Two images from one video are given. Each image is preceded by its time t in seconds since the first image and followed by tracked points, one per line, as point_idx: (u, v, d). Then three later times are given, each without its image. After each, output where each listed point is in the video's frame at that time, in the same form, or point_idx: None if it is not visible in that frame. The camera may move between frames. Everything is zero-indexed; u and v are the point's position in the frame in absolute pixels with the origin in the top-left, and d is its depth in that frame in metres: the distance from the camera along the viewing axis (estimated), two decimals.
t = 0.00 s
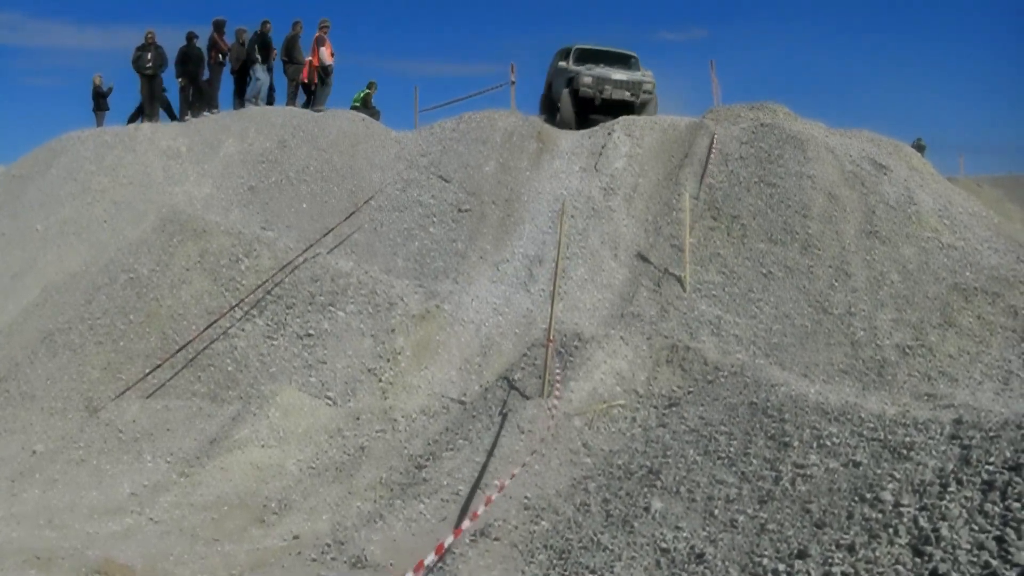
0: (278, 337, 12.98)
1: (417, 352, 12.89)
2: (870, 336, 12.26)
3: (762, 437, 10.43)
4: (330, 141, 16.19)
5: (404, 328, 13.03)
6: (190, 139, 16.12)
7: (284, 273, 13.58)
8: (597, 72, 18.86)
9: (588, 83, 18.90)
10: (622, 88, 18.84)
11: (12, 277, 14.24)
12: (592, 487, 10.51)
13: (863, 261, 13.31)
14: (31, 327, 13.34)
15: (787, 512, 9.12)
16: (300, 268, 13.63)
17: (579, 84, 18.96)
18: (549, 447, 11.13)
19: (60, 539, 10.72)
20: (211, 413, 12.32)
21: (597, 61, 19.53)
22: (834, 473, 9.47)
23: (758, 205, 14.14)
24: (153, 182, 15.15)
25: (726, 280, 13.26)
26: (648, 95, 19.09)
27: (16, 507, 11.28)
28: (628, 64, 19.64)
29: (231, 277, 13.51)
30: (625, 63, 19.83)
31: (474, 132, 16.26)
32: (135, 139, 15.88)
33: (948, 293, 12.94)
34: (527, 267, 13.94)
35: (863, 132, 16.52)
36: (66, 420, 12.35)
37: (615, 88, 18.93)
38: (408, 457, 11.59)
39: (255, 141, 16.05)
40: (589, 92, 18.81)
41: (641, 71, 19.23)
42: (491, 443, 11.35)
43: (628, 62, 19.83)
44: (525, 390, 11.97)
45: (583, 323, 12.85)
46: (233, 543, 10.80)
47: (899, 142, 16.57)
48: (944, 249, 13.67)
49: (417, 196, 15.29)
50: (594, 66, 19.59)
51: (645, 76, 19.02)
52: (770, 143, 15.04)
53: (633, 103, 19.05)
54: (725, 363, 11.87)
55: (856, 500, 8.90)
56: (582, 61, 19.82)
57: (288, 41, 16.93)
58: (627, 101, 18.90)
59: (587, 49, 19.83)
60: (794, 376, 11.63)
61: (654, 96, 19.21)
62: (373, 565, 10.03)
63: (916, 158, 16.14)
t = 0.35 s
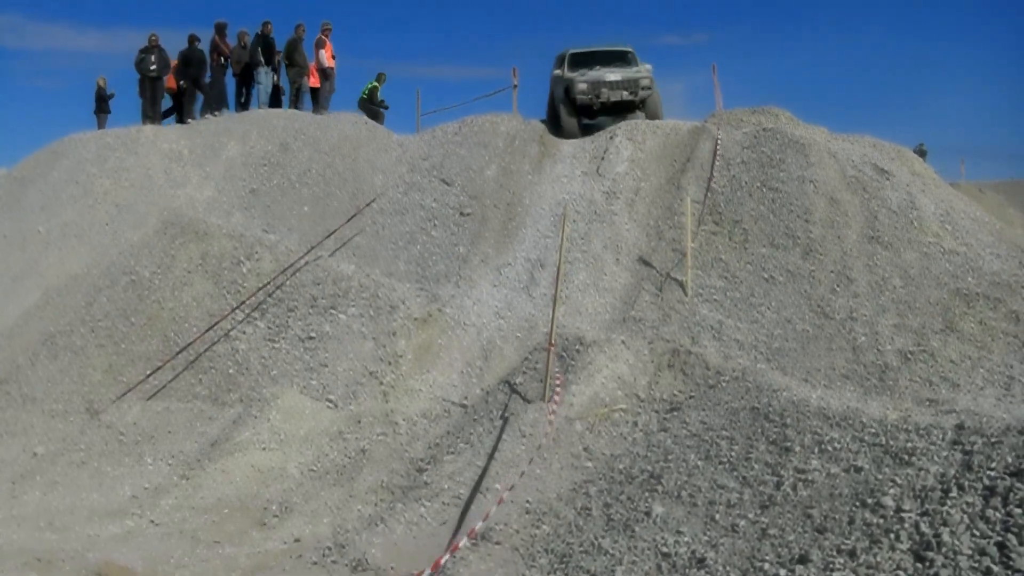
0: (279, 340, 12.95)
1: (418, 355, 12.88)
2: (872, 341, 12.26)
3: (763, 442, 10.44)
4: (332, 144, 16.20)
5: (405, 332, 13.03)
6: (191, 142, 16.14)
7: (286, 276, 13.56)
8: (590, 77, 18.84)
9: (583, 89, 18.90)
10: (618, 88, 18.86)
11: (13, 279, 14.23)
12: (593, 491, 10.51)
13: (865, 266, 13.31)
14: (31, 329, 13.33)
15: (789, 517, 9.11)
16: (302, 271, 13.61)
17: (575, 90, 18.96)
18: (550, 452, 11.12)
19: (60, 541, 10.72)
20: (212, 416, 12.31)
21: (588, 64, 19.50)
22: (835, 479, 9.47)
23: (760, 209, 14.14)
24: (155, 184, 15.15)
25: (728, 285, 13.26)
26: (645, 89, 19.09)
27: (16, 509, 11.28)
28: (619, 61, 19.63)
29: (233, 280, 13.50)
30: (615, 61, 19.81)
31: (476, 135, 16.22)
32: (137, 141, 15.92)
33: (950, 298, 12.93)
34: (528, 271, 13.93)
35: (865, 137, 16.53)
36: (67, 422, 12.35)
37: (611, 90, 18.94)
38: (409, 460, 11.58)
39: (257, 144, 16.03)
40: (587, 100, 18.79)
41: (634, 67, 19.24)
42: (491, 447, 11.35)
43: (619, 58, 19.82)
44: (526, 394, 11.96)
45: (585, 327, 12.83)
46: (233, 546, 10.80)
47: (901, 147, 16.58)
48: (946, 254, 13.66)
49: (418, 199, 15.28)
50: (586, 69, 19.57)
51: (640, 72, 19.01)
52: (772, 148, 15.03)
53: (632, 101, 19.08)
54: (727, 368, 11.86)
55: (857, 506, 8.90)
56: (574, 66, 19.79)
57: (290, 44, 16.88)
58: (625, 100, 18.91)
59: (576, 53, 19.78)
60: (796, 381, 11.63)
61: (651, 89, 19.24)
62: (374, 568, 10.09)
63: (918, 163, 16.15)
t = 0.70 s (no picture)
0: (287, 336, 12.97)
1: (426, 351, 12.89)
2: (880, 336, 12.24)
3: (772, 437, 10.43)
4: (340, 141, 16.17)
5: (413, 328, 13.03)
6: (199, 139, 16.13)
7: (294, 273, 13.59)
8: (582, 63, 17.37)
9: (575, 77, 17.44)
10: (610, 76, 17.17)
11: (21, 276, 14.25)
12: (602, 486, 10.51)
13: (873, 261, 13.29)
14: (40, 326, 13.33)
15: (798, 512, 9.10)
16: (310, 268, 13.63)
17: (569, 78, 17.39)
18: (558, 447, 11.12)
19: (69, 538, 10.71)
20: (221, 412, 12.33)
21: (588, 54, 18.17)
22: (845, 474, 9.45)
23: (768, 204, 14.12)
24: (162, 181, 15.16)
25: (736, 280, 13.24)
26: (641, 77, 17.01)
27: (26, 506, 11.28)
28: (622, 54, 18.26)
29: (241, 277, 13.52)
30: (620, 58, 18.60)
31: (483, 131, 16.25)
32: (145, 138, 15.85)
33: (958, 294, 12.92)
34: (536, 267, 13.92)
35: (872, 133, 16.51)
36: (76, 419, 12.37)
37: (603, 78, 17.28)
38: (417, 456, 11.58)
39: (264, 141, 16.00)
40: (576, 88, 17.35)
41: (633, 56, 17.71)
42: (500, 443, 11.35)
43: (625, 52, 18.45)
44: (534, 389, 11.96)
45: (593, 322, 12.81)
46: (242, 542, 10.79)
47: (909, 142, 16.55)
48: (954, 249, 13.64)
49: (425, 195, 15.31)
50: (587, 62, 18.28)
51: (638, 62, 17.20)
52: (780, 143, 15.04)
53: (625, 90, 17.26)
54: (735, 363, 11.85)
55: (867, 501, 8.88)
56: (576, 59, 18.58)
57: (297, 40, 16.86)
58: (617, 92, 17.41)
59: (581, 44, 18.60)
60: (804, 376, 11.62)
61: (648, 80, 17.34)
62: (383, 564, 10.05)
63: (925, 158, 16.12)
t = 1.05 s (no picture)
0: (305, 329, 12.98)
1: (444, 344, 12.87)
2: (899, 331, 12.20)
3: (790, 432, 10.42)
4: (358, 134, 16.14)
5: (430, 321, 13.02)
6: (217, 131, 16.13)
7: (312, 266, 13.59)
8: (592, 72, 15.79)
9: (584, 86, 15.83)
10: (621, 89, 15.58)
11: (39, 268, 14.28)
12: (620, 480, 10.50)
13: (891, 256, 13.25)
14: (57, 316, 13.35)
15: (816, 507, 9.09)
16: (327, 261, 13.64)
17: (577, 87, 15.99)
18: (576, 441, 11.10)
19: (88, 528, 10.72)
20: (239, 404, 12.36)
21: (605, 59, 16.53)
22: (863, 470, 9.44)
23: (786, 199, 14.11)
24: (179, 174, 15.17)
25: (754, 275, 13.22)
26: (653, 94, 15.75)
27: (44, 497, 11.31)
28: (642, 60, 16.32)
29: (258, 269, 13.53)
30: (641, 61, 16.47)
31: (502, 125, 16.25)
32: (162, 131, 15.84)
33: (977, 290, 12.87)
34: (554, 261, 13.91)
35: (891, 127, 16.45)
36: (94, 410, 12.40)
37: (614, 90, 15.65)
38: (435, 449, 11.58)
39: (283, 133, 15.97)
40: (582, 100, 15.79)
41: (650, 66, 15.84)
42: (518, 437, 11.34)
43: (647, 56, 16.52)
44: (552, 383, 11.95)
45: (610, 317, 12.81)
46: (259, 534, 10.81)
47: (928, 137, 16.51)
48: (973, 245, 13.58)
49: (443, 188, 15.33)
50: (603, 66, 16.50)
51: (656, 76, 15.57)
52: (799, 138, 14.99)
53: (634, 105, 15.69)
54: (753, 358, 11.83)
55: (885, 496, 8.87)
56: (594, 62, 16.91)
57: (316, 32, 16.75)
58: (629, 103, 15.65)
59: (601, 43, 16.68)
60: (823, 371, 11.59)
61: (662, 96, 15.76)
62: (401, 557, 10.03)
63: (945, 153, 16.07)
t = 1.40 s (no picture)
0: (321, 322, 13.00)
1: (459, 339, 12.88)
2: (915, 328, 12.17)
3: (806, 428, 10.39)
4: (374, 128, 16.26)
5: (446, 315, 13.05)
6: (233, 125, 16.17)
7: (328, 259, 13.59)
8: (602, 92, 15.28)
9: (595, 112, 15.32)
10: (634, 111, 15.11)
11: (57, 261, 14.33)
12: (635, 475, 10.48)
13: (908, 253, 13.22)
14: (74, 309, 13.37)
15: (832, 503, 9.07)
16: (343, 254, 13.66)
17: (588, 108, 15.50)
18: (592, 436, 11.07)
19: (103, 519, 10.69)
20: (254, 397, 12.38)
21: (612, 66, 15.90)
22: (880, 466, 9.40)
23: (803, 194, 14.12)
24: (196, 166, 15.18)
25: (770, 271, 13.18)
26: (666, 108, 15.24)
27: (60, 488, 11.30)
28: (651, 64, 15.67)
29: (274, 263, 13.56)
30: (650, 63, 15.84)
31: (518, 120, 16.49)
32: (179, 123, 15.99)
33: (995, 286, 12.78)
34: (570, 255, 13.88)
35: (909, 124, 16.43)
36: (109, 402, 12.42)
37: (627, 112, 15.18)
38: (450, 443, 11.58)
39: (299, 127, 16.09)
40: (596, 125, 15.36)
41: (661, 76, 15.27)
42: (534, 432, 11.31)
43: (654, 56, 15.83)
44: (568, 378, 11.97)
45: (626, 312, 12.80)
46: (274, 527, 10.79)
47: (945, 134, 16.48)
48: (991, 241, 13.50)
49: (459, 182, 15.42)
50: (612, 75, 15.91)
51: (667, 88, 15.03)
52: (817, 133, 15.05)
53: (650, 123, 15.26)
54: (769, 353, 11.81)
55: (902, 493, 8.82)
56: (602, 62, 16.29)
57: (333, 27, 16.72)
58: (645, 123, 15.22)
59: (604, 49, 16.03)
60: (839, 367, 11.56)
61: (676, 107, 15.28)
62: (416, 551, 10.06)
63: (963, 149, 16.02)
